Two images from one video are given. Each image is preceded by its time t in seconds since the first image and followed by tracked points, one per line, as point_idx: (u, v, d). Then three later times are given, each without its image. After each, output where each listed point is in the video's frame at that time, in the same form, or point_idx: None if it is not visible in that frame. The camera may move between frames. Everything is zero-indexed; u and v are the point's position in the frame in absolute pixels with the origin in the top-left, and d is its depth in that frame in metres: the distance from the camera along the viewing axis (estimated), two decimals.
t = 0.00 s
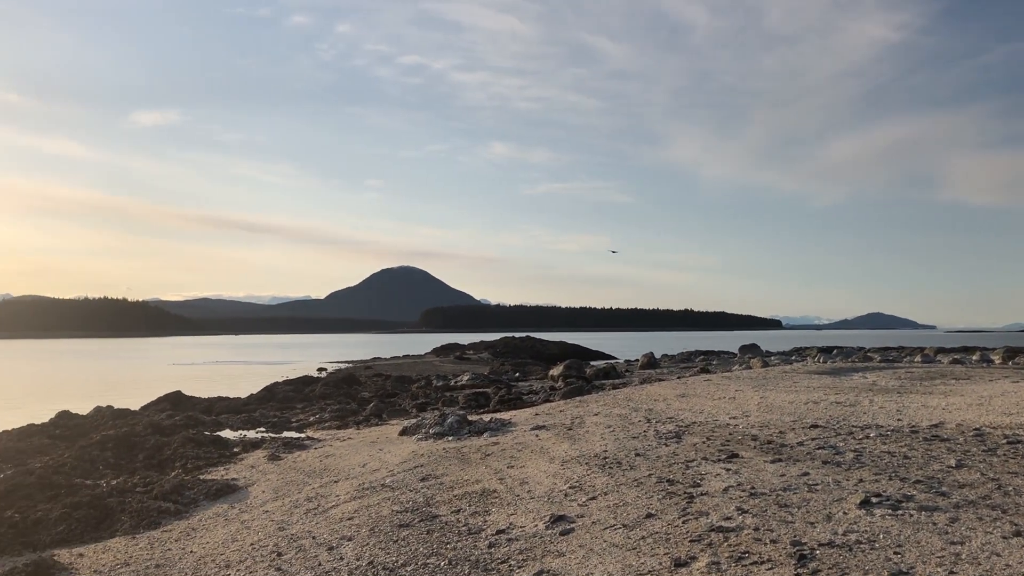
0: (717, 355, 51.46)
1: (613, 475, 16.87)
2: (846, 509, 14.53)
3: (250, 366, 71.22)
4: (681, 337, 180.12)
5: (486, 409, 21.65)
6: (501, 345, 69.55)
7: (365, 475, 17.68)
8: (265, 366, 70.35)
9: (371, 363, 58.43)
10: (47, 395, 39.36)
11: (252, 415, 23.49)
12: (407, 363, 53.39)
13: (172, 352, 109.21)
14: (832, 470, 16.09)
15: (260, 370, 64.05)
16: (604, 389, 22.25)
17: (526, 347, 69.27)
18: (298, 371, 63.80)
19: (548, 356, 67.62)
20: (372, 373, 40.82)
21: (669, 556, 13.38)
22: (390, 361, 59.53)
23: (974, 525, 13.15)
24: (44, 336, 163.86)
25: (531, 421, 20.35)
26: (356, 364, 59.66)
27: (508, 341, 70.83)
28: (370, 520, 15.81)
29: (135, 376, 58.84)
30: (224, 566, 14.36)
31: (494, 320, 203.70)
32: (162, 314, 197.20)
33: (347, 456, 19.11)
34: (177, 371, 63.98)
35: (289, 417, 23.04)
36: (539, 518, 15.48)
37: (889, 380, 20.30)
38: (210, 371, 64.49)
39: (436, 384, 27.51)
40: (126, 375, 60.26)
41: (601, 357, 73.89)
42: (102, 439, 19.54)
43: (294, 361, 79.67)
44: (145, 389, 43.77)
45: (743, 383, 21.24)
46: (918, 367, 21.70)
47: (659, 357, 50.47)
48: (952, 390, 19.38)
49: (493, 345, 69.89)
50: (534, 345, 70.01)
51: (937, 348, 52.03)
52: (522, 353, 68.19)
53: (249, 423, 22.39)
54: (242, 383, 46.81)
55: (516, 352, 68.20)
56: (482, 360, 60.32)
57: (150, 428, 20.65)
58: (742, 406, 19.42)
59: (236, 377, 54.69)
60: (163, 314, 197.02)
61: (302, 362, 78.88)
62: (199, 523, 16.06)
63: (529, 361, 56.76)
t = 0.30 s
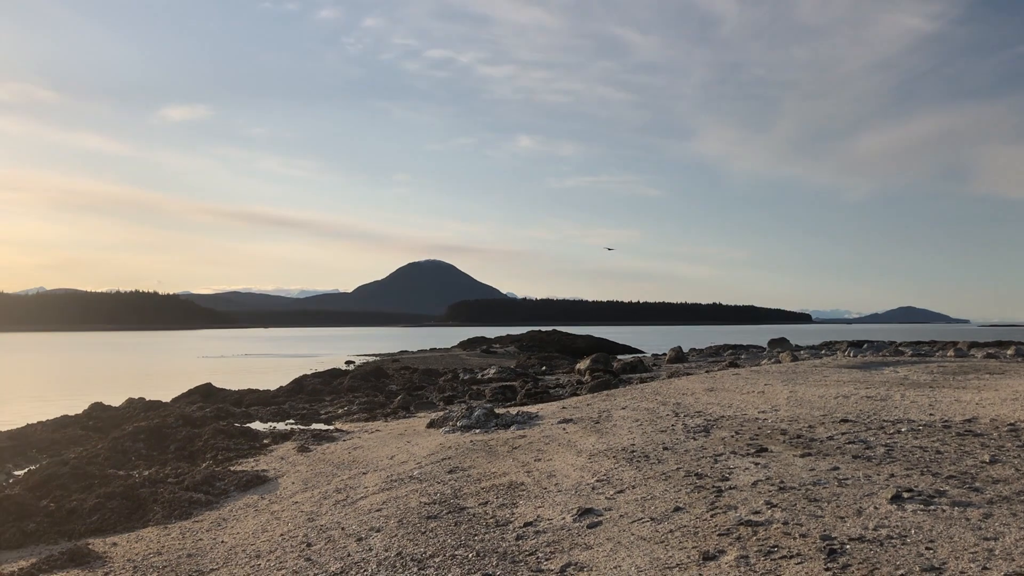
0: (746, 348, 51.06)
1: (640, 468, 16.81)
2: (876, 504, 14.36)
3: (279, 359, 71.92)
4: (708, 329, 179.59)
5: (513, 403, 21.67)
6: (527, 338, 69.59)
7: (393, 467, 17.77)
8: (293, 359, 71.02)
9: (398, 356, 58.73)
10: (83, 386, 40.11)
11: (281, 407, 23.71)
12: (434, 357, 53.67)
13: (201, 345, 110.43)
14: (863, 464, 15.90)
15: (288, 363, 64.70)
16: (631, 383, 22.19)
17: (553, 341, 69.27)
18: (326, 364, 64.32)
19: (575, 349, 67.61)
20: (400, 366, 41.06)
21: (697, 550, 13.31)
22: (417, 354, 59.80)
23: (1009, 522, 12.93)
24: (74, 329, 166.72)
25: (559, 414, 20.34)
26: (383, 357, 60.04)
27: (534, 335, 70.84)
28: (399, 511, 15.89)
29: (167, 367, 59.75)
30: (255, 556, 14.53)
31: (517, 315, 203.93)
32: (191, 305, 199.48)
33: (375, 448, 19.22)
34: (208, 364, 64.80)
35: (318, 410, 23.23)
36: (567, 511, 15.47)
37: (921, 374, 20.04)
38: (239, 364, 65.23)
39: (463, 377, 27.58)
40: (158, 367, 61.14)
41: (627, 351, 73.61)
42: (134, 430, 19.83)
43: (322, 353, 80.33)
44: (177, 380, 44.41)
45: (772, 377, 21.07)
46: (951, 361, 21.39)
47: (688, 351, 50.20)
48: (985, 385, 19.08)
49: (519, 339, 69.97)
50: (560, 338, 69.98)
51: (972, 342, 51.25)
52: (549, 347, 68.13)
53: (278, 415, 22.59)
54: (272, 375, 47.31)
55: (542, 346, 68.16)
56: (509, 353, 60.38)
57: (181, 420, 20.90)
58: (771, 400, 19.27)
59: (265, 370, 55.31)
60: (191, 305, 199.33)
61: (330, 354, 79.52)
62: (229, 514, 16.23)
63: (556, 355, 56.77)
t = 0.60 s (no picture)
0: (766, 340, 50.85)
1: (658, 460, 16.77)
2: (897, 497, 14.25)
3: (299, 348, 72.40)
4: (724, 321, 178.75)
5: (531, 394, 21.67)
6: (545, 329, 69.57)
7: (411, 457, 17.82)
8: (313, 349, 71.56)
9: (416, 347, 58.91)
10: (106, 375, 40.59)
11: (300, 397, 23.84)
12: (452, 347, 53.80)
13: (219, 335, 111.42)
14: (883, 457, 15.76)
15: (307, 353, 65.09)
16: (649, 374, 22.14)
17: (571, 332, 69.24)
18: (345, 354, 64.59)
19: (592, 341, 67.54)
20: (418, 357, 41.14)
21: (716, 541, 13.27)
22: (436, 344, 59.97)
23: None
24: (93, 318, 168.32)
25: (576, 405, 20.32)
26: (401, 348, 60.27)
27: (552, 327, 70.82)
28: (417, 501, 15.94)
29: (188, 356, 60.30)
30: (274, 544, 14.63)
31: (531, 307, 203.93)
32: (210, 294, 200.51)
33: (393, 438, 19.27)
34: (227, 354, 65.31)
35: (336, 399, 23.34)
36: (584, 502, 15.46)
37: (942, 367, 19.86)
38: (259, 353, 65.69)
39: (481, 367, 27.60)
40: (178, 356, 61.67)
41: (646, 343, 73.45)
42: (155, 418, 19.97)
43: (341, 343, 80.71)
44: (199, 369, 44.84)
45: (791, 369, 20.95)
46: (973, 354, 21.17)
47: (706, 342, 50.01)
48: (1008, 378, 18.88)
49: (537, 330, 69.97)
50: (577, 329, 69.92)
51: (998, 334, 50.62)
52: (567, 339, 68.08)
53: (297, 405, 22.71)
54: (291, 365, 47.60)
55: (560, 337, 68.13)
56: (526, 344, 60.43)
57: (201, 409, 21.04)
58: (790, 392, 19.17)
59: (283, 359, 55.67)
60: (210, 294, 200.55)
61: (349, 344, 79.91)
62: (249, 502, 16.33)
63: (574, 346, 56.77)
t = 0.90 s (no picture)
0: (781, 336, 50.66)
1: (674, 455, 16.72)
2: (915, 494, 14.14)
3: (313, 343, 72.69)
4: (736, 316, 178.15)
5: (545, 388, 21.66)
6: (558, 324, 69.51)
7: (426, 451, 17.85)
8: (327, 343, 71.87)
9: (430, 342, 59.02)
10: (123, 368, 40.85)
11: (315, 390, 23.92)
12: (466, 341, 53.91)
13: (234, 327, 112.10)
14: (901, 454, 15.65)
15: (322, 346, 65.39)
16: (664, 369, 22.09)
17: (584, 327, 69.23)
18: (359, 347, 64.82)
19: (606, 335, 67.48)
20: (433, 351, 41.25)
21: (732, 537, 13.21)
22: (449, 339, 60.00)
23: None
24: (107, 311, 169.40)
25: (591, 400, 20.29)
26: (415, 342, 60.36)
27: (566, 322, 70.79)
28: (432, 494, 15.95)
29: (203, 350, 60.64)
30: (290, 537, 14.67)
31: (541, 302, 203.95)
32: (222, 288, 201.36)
33: (408, 432, 19.29)
34: (243, 347, 65.70)
35: (351, 393, 23.40)
36: (600, 497, 15.43)
37: (960, 364, 19.71)
38: (274, 346, 66.06)
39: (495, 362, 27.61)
40: (194, 348, 62.18)
41: (660, 338, 73.26)
42: (171, 411, 20.05)
43: (355, 338, 80.95)
44: (215, 363, 45.10)
45: (806, 365, 20.86)
46: (991, 351, 21.00)
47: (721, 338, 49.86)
48: None
49: (551, 324, 70.00)
50: (591, 324, 69.89)
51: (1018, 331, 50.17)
52: (580, 334, 68.00)
53: (312, 398, 22.79)
54: (305, 359, 47.80)
55: (574, 332, 68.07)
56: (540, 338, 60.44)
57: (217, 402, 21.13)
58: (806, 388, 19.08)
59: (298, 352, 55.93)
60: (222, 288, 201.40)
61: (363, 338, 80.15)
62: (265, 494, 16.39)
63: (588, 341, 56.71)
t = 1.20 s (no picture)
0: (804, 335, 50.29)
1: (699, 455, 16.60)
2: (945, 496, 13.94)
3: (333, 342, 72.99)
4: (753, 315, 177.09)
5: (567, 388, 21.58)
6: (578, 324, 69.38)
7: (449, 450, 17.82)
8: (346, 342, 72.12)
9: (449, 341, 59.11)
10: (148, 367, 41.22)
11: (337, 389, 23.95)
12: (485, 340, 53.93)
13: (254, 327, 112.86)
14: (930, 454, 15.45)
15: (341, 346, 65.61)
16: (686, 369, 21.97)
17: (604, 326, 69.07)
18: (378, 346, 64.96)
19: (626, 335, 67.27)
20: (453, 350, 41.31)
21: (759, 538, 13.09)
22: (469, 338, 60.04)
23: None
24: (126, 309, 170.76)
25: (613, 400, 20.21)
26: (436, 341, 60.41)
27: (586, 321, 70.66)
28: (456, 494, 15.91)
29: (225, 349, 61.06)
30: (315, 536, 14.67)
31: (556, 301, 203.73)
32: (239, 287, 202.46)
33: (430, 431, 19.27)
34: (263, 346, 66.10)
35: (374, 392, 23.44)
36: (624, 497, 15.35)
37: (988, 364, 19.46)
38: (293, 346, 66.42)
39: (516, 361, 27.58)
40: (215, 347, 62.63)
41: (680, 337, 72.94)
42: (196, 409, 20.13)
43: (375, 337, 81.23)
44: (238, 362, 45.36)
45: (831, 365, 20.68)
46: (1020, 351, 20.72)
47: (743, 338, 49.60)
48: None
49: (570, 323, 69.90)
50: (611, 324, 69.72)
51: None
52: (601, 333, 67.84)
53: (334, 397, 22.84)
54: (325, 358, 47.96)
55: (594, 332, 67.90)
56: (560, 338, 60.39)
57: (241, 400, 21.19)
58: (831, 388, 18.91)
59: (318, 351, 56.13)
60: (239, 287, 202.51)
61: (384, 338, 80.43)
62: (289, 493, 16.40)
63: (608, 340, 56.59)
